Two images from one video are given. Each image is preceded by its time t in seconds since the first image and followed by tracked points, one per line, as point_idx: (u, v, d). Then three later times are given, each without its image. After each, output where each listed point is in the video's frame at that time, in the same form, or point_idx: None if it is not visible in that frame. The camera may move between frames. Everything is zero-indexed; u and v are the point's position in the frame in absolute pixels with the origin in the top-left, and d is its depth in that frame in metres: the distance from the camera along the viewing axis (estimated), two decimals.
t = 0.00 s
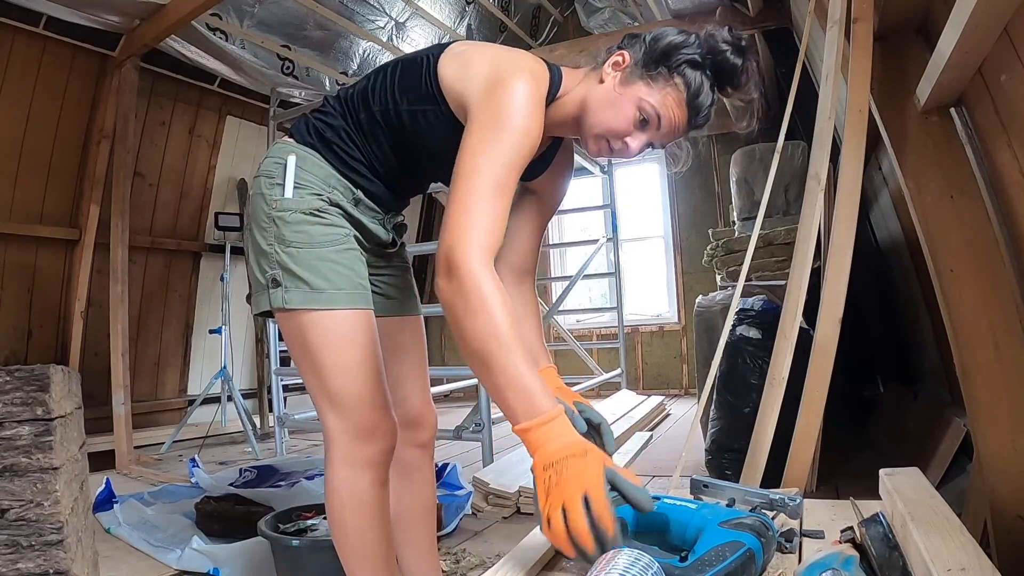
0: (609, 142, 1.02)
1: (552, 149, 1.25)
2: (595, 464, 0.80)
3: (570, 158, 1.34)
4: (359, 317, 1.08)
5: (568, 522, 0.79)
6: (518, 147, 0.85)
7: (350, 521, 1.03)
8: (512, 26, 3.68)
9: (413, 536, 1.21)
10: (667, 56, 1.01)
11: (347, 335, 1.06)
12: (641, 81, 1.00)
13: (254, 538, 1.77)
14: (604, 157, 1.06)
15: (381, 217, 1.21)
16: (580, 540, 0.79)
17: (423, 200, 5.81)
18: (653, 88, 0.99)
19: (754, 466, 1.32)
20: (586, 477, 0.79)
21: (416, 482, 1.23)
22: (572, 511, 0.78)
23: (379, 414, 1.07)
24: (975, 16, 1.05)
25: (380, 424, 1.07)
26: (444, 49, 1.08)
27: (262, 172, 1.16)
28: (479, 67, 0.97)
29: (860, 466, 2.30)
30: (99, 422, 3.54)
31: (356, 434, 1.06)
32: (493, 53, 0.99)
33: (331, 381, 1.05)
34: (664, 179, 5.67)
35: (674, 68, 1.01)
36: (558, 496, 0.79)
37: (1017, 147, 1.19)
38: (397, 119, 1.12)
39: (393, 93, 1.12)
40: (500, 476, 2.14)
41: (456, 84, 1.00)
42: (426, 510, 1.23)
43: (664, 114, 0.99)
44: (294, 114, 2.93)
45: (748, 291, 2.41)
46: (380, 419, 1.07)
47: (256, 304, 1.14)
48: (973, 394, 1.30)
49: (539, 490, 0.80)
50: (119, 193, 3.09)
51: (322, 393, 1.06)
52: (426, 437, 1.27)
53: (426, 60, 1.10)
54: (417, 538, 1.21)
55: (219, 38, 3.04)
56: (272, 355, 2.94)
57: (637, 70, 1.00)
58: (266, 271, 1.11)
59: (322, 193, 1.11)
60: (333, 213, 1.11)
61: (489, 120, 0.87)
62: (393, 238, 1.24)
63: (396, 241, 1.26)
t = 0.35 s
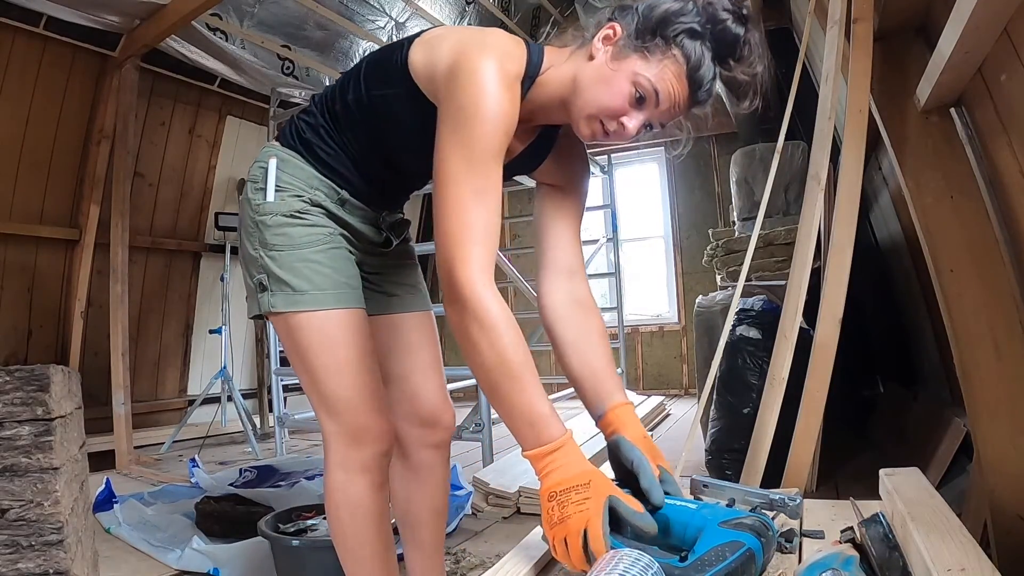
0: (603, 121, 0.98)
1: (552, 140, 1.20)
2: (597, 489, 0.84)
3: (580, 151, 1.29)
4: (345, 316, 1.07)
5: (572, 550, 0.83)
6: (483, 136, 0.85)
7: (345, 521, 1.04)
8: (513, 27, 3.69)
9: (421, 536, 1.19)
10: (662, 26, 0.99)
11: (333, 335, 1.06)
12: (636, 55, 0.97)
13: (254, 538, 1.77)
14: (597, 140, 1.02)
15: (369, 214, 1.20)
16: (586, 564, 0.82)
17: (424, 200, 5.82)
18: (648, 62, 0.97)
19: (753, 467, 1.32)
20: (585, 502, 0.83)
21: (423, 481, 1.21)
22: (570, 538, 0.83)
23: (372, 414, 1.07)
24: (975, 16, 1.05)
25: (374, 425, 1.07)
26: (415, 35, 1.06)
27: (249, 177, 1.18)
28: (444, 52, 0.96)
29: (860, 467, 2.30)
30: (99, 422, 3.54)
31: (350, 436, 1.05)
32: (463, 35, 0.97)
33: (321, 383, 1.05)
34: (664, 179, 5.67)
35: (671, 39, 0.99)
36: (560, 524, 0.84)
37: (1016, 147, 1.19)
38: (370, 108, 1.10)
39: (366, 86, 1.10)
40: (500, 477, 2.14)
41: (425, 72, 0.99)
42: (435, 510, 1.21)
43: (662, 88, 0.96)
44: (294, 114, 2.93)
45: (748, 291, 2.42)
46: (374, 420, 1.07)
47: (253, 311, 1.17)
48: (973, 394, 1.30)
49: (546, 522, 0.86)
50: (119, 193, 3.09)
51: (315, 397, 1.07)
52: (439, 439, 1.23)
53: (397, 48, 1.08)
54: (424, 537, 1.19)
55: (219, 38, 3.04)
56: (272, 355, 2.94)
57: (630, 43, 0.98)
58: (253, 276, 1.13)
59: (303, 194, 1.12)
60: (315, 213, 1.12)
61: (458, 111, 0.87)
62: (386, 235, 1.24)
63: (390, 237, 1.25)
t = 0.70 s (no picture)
0: (594, 106, 0.98)
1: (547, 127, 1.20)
2: (547, 409, 0.86)
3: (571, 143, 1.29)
4: (341, 315, 1.08)
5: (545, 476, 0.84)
6: (450, 126, 0.85)
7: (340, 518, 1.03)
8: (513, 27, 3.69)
9: (424, 523, 1.18)
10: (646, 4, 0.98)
11: (326, 332, 1.06)
12: (621, 36, 0.96)
13: (254, 538, 1.77)
14: (594, 126, 1.01)
15: (367, 211, 1.20)
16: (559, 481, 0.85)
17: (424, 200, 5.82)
18: (634, 41, 0.96)
19: (753, 468, 1.32)
20: (538, 424, 0.84)
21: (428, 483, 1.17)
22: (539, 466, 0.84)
23: (364, 414, 1.07)
24: (975, 17, 1.06)
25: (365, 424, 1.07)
26: (400, 28, 1.04)
27: (247, 178, 1.19)
28: (422, 44, 0.95)
29: (860, 466, 2.30)
30: (99, 422, 3.54)
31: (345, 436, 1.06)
32: (444, 26, 0.96)
33: (314, 381, 1.06)
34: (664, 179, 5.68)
35: (656, 17, 0.98)
36: (522, 452, 0.85)
37: (1017, 147, 1.19)
38: (356, 104, 1.09)
39: (353, 83, 1.09)
40: (500, 477, 2.14)
41: (404, 65, 0.97)
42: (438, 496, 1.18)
43: (652, 68, 0.96)
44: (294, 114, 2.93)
45: (748, 291, 2.42)
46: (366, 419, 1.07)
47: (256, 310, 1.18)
48: (972, 394, 1.30)
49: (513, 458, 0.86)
50: (119, 193, 3.09)
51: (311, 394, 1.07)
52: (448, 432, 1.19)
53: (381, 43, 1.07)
54: (430, 523, 1.18)
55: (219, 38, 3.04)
56: (272, 355, 2.94)
57: (614, 26, 0.97)
58: (253, 276, 1.13)
59: (300, 194, 1.12)
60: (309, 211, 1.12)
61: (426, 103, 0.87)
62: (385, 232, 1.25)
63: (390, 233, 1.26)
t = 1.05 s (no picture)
0: (590, 85, 1.03)
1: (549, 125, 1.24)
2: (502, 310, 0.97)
3: (565, 134, 1.34)
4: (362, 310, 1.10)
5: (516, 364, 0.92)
6: (450, 99, 0.93)
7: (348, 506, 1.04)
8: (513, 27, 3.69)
9: (432, 505, 1.32)
10: None
11: (347, 326, 1.08)
12: (604, 23, 1.04)
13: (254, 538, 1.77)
14: (594, 109, 1.07)
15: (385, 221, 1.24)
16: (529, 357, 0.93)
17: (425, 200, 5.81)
18: (617, 25, 1.03)
19: (754, 469, 1.32)
20: (503, 322, 0.94)
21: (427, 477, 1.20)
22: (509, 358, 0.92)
23: (386, 402, 1.07)
24: (975, 16, 1.06)
25: (384, 413, 1.06)
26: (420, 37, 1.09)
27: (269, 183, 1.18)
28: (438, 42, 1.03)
29: (860, 466, 2.30)
30: (99, 422, 3.54)
31: (364, 425, 1.05)
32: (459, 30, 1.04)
33: (334, 365, 1.07)
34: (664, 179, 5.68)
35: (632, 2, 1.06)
36: (492, 346, 0.92)
37: (1016, 147, 1.19)
38: (375, 114, 1.12)
39: (374, 95, 1.12)
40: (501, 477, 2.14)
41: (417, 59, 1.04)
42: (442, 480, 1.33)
43: (638, 46, 1.03)
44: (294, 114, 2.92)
45: (748, 291, 2.42)
46: (386, 407, 1.06)
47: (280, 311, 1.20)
48: (972, 394, 1.30)
49: (482, 359, 0.93)
50: (119, 193, 3.09)
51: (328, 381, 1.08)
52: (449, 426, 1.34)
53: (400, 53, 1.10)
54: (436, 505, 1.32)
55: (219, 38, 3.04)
56: (272, 355, 2.94)
57: (596, 17, 1.05)
58: (276, 277, 1.14)
59: (328, 200, 1.13)
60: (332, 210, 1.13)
61: (434, 75, 0.94)
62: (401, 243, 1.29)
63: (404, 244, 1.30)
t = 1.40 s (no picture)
0: (565, 88, 1.31)
1: (540, 133, 1.49)
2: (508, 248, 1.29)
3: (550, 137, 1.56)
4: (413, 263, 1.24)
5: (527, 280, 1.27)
6: (466, 111, 1.19)
7: (403, 431, 1.12)
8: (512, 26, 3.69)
9: (446, 502, 1.37)
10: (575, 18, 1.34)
11: (406, 271, 1.21)
12: (566, 41, 1.32)
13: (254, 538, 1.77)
14: (569, 108, 1.35)
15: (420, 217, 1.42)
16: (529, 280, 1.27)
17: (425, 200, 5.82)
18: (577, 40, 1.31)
19: (753, 468, 1.32)
20: (516, 253, 1.27)
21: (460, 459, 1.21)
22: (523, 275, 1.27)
23: (446, 333, 1.16)
24: (975, 17, 1.06)
25: (445, 343, 1.15)
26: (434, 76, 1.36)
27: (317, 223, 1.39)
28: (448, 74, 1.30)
29: (859, 466, 2.31)
30: (99, 422, 3.54)
31: (423, 356, 1.15)
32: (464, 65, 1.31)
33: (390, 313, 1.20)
34: (663, 179, 5.68)
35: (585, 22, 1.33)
36: (510, 271, 1.25)
37: (1016, 147, 1.19)
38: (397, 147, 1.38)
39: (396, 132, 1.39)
40: (501, 477, 2.15)
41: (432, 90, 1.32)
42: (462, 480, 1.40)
43: (596, 53, 1.31)
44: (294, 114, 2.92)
45: (748, 291, 2.41)
46: (446, 337, 1.16)
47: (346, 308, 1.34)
48: (972, 394, 1.30)
49: (505, 281, 1.26)
50: (119, 193, 3.09)
51: (388, 331, 1.21)
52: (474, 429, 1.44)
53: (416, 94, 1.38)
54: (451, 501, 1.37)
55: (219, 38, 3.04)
56: (272, 355, 2.93)
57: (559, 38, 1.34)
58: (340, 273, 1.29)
59: (365, 207, 1.34)
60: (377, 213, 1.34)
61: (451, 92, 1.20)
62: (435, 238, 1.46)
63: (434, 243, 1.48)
